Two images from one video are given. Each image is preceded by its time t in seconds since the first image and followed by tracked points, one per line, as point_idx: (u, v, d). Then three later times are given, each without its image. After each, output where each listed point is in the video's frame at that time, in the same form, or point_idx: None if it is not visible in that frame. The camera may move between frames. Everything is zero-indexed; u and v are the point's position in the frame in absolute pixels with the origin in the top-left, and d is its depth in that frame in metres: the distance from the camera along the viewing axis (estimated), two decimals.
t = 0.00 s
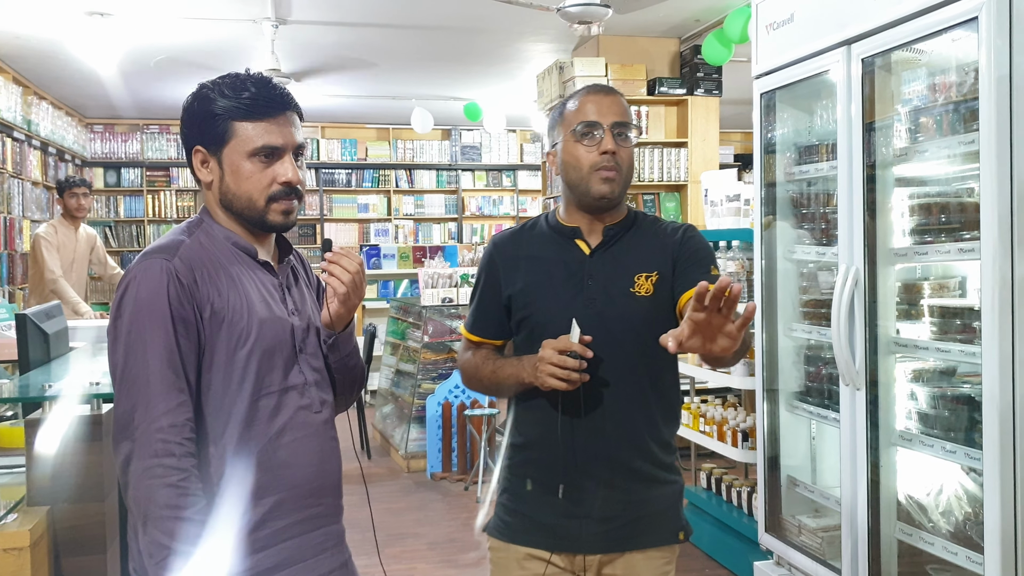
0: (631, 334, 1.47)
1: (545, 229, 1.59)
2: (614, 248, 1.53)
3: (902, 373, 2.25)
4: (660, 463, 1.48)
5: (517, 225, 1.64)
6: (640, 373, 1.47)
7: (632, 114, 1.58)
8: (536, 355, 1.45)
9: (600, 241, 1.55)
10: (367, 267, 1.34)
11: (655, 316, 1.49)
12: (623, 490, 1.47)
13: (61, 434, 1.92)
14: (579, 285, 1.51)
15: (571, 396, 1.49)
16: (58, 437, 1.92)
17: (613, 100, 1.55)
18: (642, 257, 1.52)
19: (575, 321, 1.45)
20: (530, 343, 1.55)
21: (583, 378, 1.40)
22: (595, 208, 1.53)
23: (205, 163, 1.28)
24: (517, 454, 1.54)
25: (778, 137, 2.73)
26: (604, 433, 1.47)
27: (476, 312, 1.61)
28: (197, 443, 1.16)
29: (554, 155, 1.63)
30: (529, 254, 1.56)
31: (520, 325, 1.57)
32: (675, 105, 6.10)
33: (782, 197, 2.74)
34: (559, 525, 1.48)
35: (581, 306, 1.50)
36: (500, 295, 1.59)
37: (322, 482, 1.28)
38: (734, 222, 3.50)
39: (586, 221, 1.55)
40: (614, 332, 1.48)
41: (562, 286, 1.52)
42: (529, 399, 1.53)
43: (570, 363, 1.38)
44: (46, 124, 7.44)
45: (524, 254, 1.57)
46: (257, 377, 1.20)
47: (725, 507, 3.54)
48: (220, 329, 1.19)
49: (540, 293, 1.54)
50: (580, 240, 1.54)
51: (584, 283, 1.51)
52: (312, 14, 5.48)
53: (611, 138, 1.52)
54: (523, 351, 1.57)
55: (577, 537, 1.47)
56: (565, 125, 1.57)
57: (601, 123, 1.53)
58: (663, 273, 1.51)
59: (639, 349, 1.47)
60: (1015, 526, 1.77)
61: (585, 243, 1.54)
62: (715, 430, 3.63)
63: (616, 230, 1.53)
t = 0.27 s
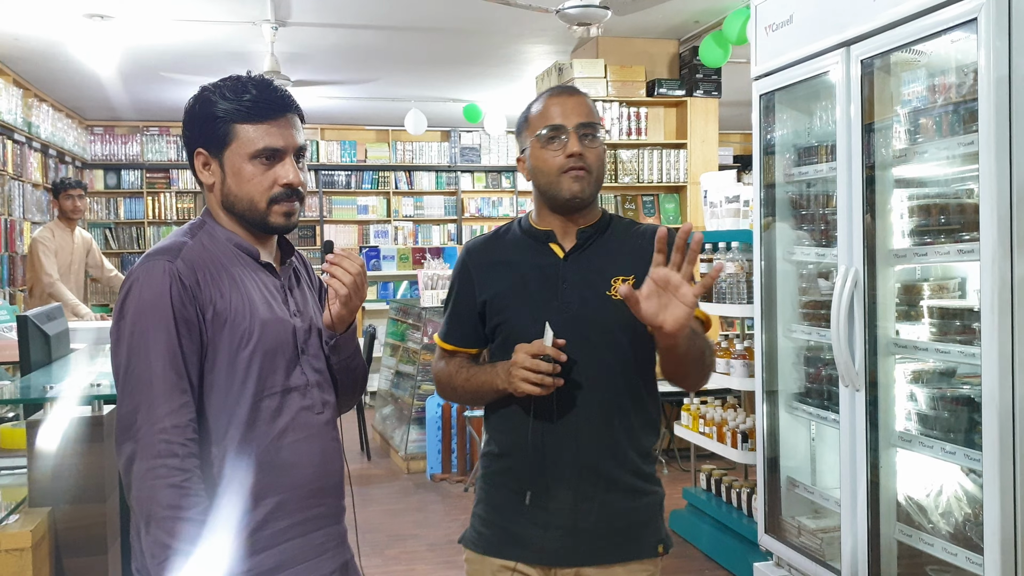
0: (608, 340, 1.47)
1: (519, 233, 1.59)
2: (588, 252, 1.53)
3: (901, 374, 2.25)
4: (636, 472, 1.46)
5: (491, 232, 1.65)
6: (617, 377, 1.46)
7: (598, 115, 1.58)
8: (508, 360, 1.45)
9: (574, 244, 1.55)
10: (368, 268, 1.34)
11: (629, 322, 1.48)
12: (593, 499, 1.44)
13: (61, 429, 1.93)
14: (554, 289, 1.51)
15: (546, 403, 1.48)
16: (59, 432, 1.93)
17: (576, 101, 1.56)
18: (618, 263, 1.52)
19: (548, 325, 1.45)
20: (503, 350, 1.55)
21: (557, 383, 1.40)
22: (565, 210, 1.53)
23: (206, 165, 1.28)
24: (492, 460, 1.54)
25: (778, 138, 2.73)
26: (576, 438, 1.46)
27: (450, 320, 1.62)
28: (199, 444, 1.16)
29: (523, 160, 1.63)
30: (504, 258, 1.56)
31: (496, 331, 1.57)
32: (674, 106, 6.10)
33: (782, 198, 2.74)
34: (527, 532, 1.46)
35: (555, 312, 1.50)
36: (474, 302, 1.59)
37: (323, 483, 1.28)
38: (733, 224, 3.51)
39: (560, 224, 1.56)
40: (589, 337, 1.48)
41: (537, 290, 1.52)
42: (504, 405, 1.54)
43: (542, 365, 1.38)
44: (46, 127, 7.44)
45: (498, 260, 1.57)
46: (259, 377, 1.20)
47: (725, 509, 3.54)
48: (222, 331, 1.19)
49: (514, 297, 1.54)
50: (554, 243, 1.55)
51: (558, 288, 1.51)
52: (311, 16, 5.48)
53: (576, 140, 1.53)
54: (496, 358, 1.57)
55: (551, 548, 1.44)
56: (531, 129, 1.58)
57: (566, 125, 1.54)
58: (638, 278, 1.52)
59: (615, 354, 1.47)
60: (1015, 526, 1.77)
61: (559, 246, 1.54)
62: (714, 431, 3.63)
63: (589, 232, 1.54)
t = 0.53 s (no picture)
0: (589, 346, 1.48)
1: (492, 242, 1.58)
2: (565, 258, 1.53)
3: (900, 375, 2.25)
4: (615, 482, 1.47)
5: (465, 239, 1.62)
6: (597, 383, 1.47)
7: (563, 119, 1.56)
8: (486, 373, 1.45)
9: (549, 252, 1.54)
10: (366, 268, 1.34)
11: (609, 328, 1.50)
12: (570, 509, 1.44)
13: (60, 430, 1.92)
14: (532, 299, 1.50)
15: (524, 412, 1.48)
16: (57, 435, 1.92)
17: (540, 107, 1.55)
18: (597, 268, 1.52)
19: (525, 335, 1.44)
20: (481, 360, 1.55)
21: (535, 394, 1.40)
22: (535, 218, 1.52)
23: (203, 167, 1.28)
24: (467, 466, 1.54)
25: (776, 139, 2.74)
26: (553, 450, 1.46)
27: (425, 329, 1.60)
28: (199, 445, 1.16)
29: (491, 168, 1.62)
30: (479, 267, 1.55)
31: (473, 341, 1.56)
32: (672, 107, 6.11)
33: (780, 198, 2.74)
34: (500, 541, 1.47)
35: (534, 320, 1.49)
36: (450, 312, 1.57)
37: (323, 483, 1.28)
38: (732, 225, 3.51)
39: (533, 232, 1.55)
40: (569, 346, 1.47)
41: (515, 299, 1.51)
42: (480, 420, 1.53)
43: (520, 378, 1.37)
44: (44, 128, 7.44)
45: (474, 268, 1.55)
46: (259, 377, 1.20)
47: (724, 509, 3.54)
48: (222, 331, 1.19)
49: (490, 307, 1.52)
50: (529, 252, 1.53)
51: (537, 296, 1.50)
52: (309, 18, 5.48)
53: (540, 148, 1.51)
54: (473, 368, 1.56)
55: (531, 556, 1.45)
56: (496, 137, 1.57)
57: (529, 132, 1.52)
58: (620, 285, 1.51)
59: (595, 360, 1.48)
60: (1013, 527, 1.77)
61: (535, 254, 1.53)
62: (713, 432, 3.63)
63: (562, 238, 1.53)
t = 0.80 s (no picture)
0: (577, 345, 1.48)
1: (477, 246, 1.57)
2: (550, 260, 1.53)
3: (899, 375, 2.25)
4: (604, 485, 1.46)
5: (449, 243, 1.62)
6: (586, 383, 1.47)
7: (563, 123, 1.57)
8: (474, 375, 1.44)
9: (535, 253, 1.55)
10: (363, 268, 1.34)
11: (597, 327, 1.50)
12: (559, 510, 1.44)
13: (57, 443, 1.93)
14: (518, 302, 1.50)
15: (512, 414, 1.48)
16: (55, 450, 1.92)
17: (543, 108, 1.55)
18: (582, 268, 1.53)
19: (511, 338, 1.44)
20: (469, 364, 1.54)
21: (523, 396, 1.39)
22: (528, 218, 1.52)
23: (199, 168, 1.27)
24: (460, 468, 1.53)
25: (775, 139, 2.74)
26: (548, 452, 1.45)
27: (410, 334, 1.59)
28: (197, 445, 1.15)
29: (483, 163, 1.62)
30: (464, 271, 1.55)
31: (459, 345, 1.56)
32: (671, 108, 6.11)
33: (779, 199, 2.74)
34: (495, 547, 1.45)
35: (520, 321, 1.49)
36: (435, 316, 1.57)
37: (322, 483, 1.27)
38: (731, 225, 3.52)
39: (519, 234, 1.56)
40: (556, 348, 1.47)
41: (501, 302, 1.51)
42: (469, 424, 1.53)
43: (508, 380, 1.37)
44: (43, 129, 7.43)
45: (459, 271, 1.55)
46: (256, 377, 1.19)
47: (723, 510, 3.54)
48: (219, 331, 1.18)
49: (476, 311, 1.52)
50: (514, 254, 1.53)
51: (524, 297, 1.50)
52: (308, 18, 5.47)
53: (542, 147, 1.51)
54: (460, 372, 1.56)
55: (520, 560, 1.44)
56: (495, 134, 1.56)
57: (531, 130, 1.52)
58: (605, 287, 1.52)
59: (582, 360, 1.48)
60: (1013, 527, 1.77)
61: (520, 256, 1.53)
62: (713, 433, 3.63)
63: (548, 241, 1.54)
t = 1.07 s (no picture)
0: (568, 346, 1.49)
1: (472, 245, 1.58)
2: (544, 261, 1.53)
3: (900, 373, 2.25)
4: (598, 485, 1.47)
5: (444, 242, 1.63)
6: (578, 382, 1.48)
7: (565, 126, 1.56)
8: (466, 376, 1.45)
9: (529, 255, 1.55)
10: (362, 267, 1.34)
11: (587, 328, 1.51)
12: (553, 510, 1.45)
13: (56, 454, 1.93)
14: (512, 302, 1.51)
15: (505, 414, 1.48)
16: (52, 461, 1.93)
17: (546, 111, 1.53)
18: (575, 269, 1.53)
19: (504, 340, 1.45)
20: (462, 363, 1.55)
21: (513, 398, 1.40)
22: (526, 222, 1.51)
23: (198, 168, 1.28)
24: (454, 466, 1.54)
25: (776, 138, 2.74)
26: (544, 452, 1.46)
27: (404, 333, 1.60)
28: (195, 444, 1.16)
29: (480, 162, 1.60)
30: (458, 271, 1.55)
31: (453, 344, 1.56)
32: (672, 107, 6.11)
33: (780, 198, 2.74)
34: (492, 547, 1.45)
35: (512, 321, 1.50)
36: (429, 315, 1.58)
37: (321, 483, 1.28)
38: (732, 224, 3.52)
39: (515, 235, 1.55)
40: (549, 349, 1.48)
41: (494, 302, 1.51)
42: (462, 425, 1.54)
43: (497, 381, 1.37)
44: (44, 129, 7.44)
45: (453, 270, 1.56)
46: (254, 377, 1.20)
47: (724, 509, 3.54)
48: (217, 330, 1.19)
49: (471, 311, 1.52)
50: (508, 254, 1.54)
51: (516, 297, 1.51)
52: (308, 18, 5.48)
53: (543, 152, 1.50)
54: (455, 371, 1.57)
55: (513, 559, 1.44)
56: (495, 135, 1.54)
57: (533, 134, 1.50)
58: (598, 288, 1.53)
59: (574, 360, 1.48)
60: (1014, 525, 1.77)
61: (514, 257, 1.54)
62: (714, 432, 3.63)
63: (543, 242, 1.54)
